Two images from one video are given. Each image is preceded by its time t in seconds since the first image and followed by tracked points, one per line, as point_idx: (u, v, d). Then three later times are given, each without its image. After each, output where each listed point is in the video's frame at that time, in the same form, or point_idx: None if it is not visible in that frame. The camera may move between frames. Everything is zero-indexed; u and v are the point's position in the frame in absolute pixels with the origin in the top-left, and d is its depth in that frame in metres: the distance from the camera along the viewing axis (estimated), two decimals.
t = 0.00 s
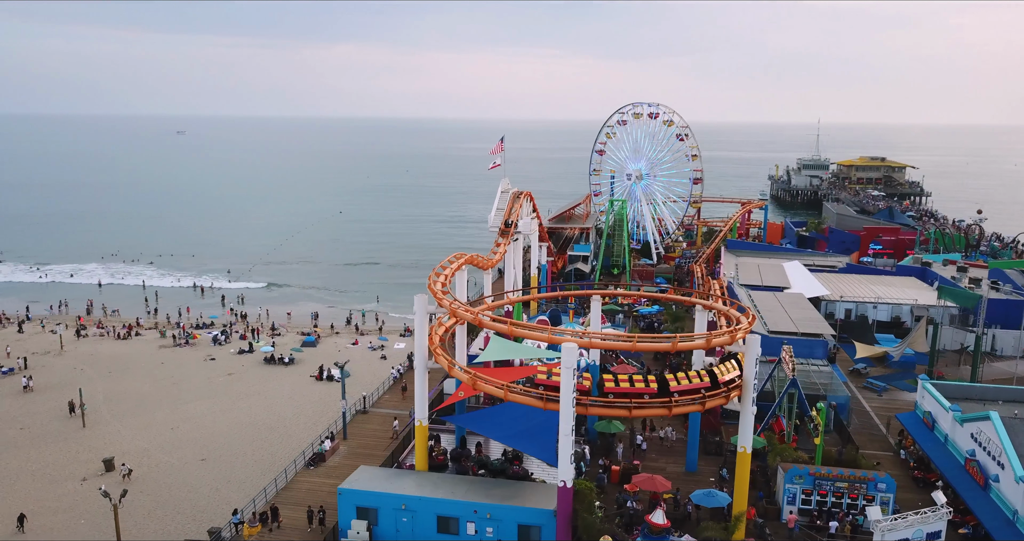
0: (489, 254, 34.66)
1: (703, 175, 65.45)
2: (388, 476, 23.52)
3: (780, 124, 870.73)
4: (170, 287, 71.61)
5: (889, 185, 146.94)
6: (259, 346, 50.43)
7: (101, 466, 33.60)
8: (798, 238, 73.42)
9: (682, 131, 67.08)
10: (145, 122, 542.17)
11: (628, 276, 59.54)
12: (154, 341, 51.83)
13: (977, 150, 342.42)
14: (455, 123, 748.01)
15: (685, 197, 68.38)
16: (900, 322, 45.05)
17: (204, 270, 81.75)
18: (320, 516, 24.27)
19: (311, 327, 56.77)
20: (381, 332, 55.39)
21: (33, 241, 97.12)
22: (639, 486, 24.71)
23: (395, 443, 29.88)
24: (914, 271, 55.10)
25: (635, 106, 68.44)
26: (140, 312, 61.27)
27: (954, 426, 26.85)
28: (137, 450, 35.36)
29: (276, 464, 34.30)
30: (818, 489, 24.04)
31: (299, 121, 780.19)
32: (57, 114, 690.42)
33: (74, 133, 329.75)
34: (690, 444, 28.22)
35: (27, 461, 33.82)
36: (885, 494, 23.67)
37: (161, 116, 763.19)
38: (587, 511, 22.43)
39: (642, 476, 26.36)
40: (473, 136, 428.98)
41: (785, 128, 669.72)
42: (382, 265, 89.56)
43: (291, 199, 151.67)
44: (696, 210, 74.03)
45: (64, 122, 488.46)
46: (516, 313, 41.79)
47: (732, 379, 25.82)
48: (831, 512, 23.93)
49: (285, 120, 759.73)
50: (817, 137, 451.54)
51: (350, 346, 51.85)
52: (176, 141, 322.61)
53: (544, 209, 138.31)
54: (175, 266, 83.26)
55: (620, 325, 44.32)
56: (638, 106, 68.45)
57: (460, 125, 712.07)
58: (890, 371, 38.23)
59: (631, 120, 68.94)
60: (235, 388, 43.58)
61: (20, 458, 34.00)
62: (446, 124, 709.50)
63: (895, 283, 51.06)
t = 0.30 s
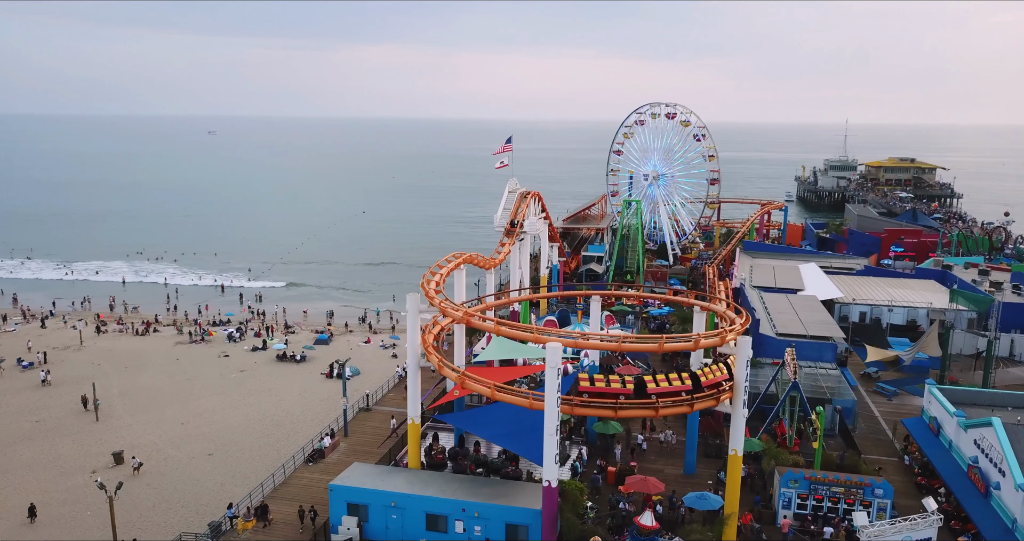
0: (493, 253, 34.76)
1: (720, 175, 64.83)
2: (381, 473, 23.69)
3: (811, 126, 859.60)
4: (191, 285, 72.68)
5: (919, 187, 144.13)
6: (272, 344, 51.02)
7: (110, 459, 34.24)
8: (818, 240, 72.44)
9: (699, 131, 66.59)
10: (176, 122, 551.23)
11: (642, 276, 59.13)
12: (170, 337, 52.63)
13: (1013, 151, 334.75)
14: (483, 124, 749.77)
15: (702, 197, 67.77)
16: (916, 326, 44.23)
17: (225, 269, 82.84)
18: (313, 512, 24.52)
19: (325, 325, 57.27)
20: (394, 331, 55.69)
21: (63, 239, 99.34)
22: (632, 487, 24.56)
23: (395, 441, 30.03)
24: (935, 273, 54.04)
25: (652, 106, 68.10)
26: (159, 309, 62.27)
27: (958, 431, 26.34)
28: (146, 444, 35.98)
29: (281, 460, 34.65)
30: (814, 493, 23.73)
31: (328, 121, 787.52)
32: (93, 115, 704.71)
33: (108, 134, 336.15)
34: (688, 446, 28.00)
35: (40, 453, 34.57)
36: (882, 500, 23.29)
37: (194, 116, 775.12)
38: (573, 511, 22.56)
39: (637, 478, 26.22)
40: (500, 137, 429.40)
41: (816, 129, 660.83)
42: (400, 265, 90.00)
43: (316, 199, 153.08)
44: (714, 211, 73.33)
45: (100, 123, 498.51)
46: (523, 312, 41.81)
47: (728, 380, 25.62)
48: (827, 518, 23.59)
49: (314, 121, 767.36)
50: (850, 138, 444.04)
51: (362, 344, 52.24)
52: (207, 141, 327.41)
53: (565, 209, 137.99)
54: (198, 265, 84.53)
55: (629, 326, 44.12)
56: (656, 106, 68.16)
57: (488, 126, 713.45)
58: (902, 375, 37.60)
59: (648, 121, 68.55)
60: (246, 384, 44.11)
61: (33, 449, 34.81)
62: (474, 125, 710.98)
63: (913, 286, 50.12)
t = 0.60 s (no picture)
0: (498, 253, 34.85)
1: (740, 177, 63.89)
2: (372, 470, 23.88)
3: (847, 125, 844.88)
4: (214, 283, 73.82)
5: (955, 189, 140.69)
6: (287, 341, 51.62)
7: (120, 452, 35.01)
8: (842, 242, 71.22)
9: (719, 131, 65.60)
10: (213, 123, 560.87)
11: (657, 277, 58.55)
12: (189, 334, 53.53)
13: None
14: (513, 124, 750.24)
15: (721, 198, 66.85)
16: (935, 330, 43.26)
17: (249, 267, 83.98)
18: (306, 508, 24.82)
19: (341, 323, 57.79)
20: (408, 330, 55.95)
21: (95, 237, 101.70)
22: (623, 489, 24.41)
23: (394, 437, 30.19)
24: (959, 277, 52.80)
25: (672, 106, 67.20)
26: (182, 305, 63.38)
27: (962, 438, 25.71)
28: (157, 437, 36.73)
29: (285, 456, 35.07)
30: (808, 499, 23.39)
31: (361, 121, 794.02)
32: (133, 115, 719.84)
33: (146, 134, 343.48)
34: (685, 448, 27.76)
35: (54, 444, 35.50)
36: (878, 506, 22.84)
37: (230, 117, 787.89)
38: (557, 512, 22.43)
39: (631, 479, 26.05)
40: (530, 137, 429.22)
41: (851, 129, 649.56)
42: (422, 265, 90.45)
43: (344, 198, 154.57)
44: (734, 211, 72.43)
45: (141, 123, 508.69)
46: (531, 313, 41.80)
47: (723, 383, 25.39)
48: (820, 524, 23.21)
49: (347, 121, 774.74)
50: (886, 138, 435.98)
51: (376, 343, 52.62)
52: (240, 141, 332.38)
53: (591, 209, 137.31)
54: (223, 263, 85.89)
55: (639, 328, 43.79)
56: (676, 106, 67.03)
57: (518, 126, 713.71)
58: (915, 380, 36.83)
59: (667, 121, 67.68)
60: (259, 381, 44.73)
61: (49, 441, 35.74)
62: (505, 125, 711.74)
63: (934, 289, 49.05)
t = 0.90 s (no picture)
0: (500, 253, 34.88)
1: (755, 177, 63.27)
2: (363, 468, 23.99)
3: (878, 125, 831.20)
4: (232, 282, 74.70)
5: (984, 190, 137.87)
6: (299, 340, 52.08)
7: (128, 447, 35.65)
8: (861, 244, 70.16)
9: (735, 132, 65.03)
10: (242, 122, 567.80)
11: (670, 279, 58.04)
12: (203, 331, 54.26)
13: None
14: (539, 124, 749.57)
15: (737, 199, 66.20)
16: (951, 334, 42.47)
17: (268, 266, 84.90)
18: (299, 505, 25.10)
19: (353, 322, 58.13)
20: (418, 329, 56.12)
21: (120, 236, 103.60)
22: (614, 491, 24.25)
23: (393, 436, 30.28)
24: (978, 280, 51.75)
25: (688, 106, 66.82)
26: (199, 303, 64.21)
27: (964, 445, 25.18)
28: (165, 433, 37.34)
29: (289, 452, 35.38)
30: (801, 503, 23.07)
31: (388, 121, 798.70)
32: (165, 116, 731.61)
33: (177, 135, 348.64)
34: (681, 451, 27.53)
35: (65, 438, 36.28)
36: (871, 512, 22.42)
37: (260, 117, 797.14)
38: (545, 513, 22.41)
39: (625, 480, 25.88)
40: (555, 138, 428.02)
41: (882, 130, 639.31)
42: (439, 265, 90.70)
43: (367, 197, 155.49)
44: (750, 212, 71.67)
45: (173, 124, 516.77)
46: (537, 314, 41.72)
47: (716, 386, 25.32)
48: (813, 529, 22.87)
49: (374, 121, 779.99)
50: (917, 139, 428.61)
51: (386, 342, 52.88)
52: (268, 141, 336.15)
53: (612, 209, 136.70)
54: (243, 261, 86.96)
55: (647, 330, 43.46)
56: (693, 106, 66.72)
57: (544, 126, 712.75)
58: (925, 386, 36.09)
59: (684, 121, 67.28)
60: (269, 378, 45.22)
61: (59, 435, 36.52)
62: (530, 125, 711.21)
63: (952, 292, 48.10)
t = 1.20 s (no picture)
0: (503, 253, 34.93)
1: (771, 179, 62.48)
2: (354, 466, 24.14)
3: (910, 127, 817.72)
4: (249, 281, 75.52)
5: (1017, 192, 134.59)
6: (310, 338, 52.54)
7: (136, 442, 36.20)
8: (881, 246, 68.96)
9: (752, 132, 64.19)
10: (271, 123, 575.57)
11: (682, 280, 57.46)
12: (217, 328, 54.97)
13: None
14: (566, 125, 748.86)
15: (753, 201, 65.38)
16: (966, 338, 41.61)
17: (286, 265, 85.73)
18: (292, 502, 25.30)
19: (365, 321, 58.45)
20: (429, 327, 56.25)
21: (145, 234, 105.37)
22: (606, 494, 24.08)
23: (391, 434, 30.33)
24: (998, 283, 50.57)
25: (704, 106, 66.02)
26: (215, 302, 65.02)
27: (964, 451, 24.68)
28: (173, 428, 37.87)
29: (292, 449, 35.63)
30: (793, 509, 22.78)
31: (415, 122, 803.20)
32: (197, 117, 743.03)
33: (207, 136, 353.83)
34: (677, 454, 27.29)
35: (76, 431, 36.97)
36: (865, 519, 22.07)
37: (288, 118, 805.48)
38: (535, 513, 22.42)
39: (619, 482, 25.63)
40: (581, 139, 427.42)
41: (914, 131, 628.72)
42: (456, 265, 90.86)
43: (388, 197, 156.21)
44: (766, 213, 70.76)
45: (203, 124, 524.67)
46: (542, 315, 41.67)
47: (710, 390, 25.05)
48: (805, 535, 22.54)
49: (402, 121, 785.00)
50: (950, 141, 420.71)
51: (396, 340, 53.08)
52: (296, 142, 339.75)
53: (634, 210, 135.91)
54: (262, 261, 87.92)
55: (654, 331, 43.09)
56: (709, 106, 65.94)
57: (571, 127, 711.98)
58: (936, 391, 35.46)
59: (700, 121, 66.51)
60: (279, 376, 45.68)
61: (70, 428, 37.19)
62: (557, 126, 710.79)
63: (970, 296, 47.08)
